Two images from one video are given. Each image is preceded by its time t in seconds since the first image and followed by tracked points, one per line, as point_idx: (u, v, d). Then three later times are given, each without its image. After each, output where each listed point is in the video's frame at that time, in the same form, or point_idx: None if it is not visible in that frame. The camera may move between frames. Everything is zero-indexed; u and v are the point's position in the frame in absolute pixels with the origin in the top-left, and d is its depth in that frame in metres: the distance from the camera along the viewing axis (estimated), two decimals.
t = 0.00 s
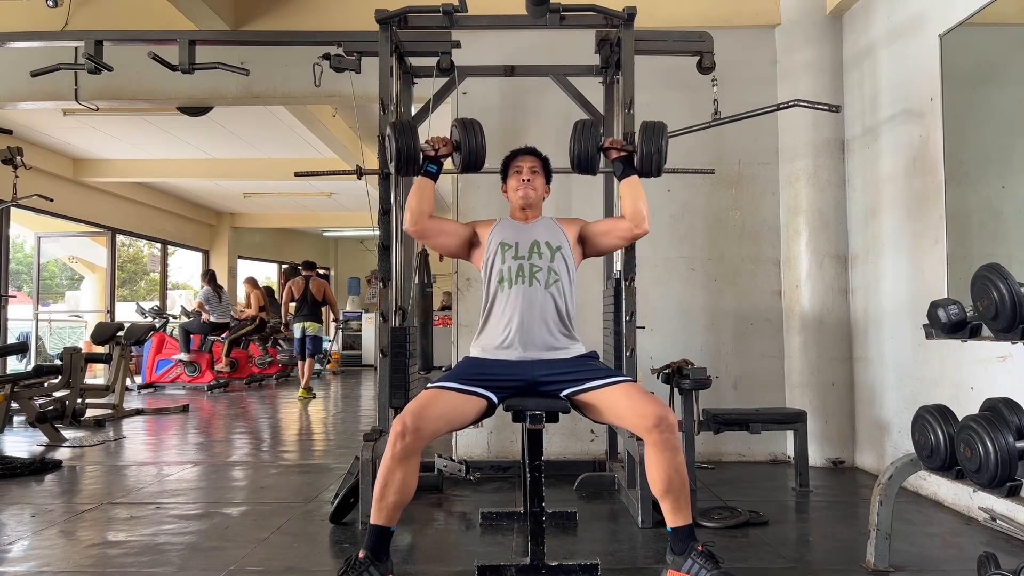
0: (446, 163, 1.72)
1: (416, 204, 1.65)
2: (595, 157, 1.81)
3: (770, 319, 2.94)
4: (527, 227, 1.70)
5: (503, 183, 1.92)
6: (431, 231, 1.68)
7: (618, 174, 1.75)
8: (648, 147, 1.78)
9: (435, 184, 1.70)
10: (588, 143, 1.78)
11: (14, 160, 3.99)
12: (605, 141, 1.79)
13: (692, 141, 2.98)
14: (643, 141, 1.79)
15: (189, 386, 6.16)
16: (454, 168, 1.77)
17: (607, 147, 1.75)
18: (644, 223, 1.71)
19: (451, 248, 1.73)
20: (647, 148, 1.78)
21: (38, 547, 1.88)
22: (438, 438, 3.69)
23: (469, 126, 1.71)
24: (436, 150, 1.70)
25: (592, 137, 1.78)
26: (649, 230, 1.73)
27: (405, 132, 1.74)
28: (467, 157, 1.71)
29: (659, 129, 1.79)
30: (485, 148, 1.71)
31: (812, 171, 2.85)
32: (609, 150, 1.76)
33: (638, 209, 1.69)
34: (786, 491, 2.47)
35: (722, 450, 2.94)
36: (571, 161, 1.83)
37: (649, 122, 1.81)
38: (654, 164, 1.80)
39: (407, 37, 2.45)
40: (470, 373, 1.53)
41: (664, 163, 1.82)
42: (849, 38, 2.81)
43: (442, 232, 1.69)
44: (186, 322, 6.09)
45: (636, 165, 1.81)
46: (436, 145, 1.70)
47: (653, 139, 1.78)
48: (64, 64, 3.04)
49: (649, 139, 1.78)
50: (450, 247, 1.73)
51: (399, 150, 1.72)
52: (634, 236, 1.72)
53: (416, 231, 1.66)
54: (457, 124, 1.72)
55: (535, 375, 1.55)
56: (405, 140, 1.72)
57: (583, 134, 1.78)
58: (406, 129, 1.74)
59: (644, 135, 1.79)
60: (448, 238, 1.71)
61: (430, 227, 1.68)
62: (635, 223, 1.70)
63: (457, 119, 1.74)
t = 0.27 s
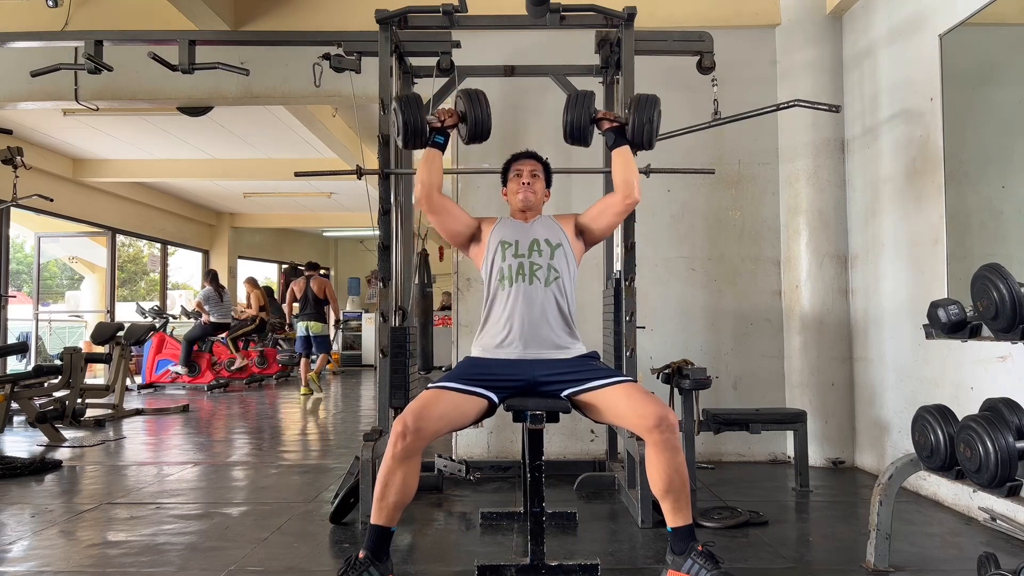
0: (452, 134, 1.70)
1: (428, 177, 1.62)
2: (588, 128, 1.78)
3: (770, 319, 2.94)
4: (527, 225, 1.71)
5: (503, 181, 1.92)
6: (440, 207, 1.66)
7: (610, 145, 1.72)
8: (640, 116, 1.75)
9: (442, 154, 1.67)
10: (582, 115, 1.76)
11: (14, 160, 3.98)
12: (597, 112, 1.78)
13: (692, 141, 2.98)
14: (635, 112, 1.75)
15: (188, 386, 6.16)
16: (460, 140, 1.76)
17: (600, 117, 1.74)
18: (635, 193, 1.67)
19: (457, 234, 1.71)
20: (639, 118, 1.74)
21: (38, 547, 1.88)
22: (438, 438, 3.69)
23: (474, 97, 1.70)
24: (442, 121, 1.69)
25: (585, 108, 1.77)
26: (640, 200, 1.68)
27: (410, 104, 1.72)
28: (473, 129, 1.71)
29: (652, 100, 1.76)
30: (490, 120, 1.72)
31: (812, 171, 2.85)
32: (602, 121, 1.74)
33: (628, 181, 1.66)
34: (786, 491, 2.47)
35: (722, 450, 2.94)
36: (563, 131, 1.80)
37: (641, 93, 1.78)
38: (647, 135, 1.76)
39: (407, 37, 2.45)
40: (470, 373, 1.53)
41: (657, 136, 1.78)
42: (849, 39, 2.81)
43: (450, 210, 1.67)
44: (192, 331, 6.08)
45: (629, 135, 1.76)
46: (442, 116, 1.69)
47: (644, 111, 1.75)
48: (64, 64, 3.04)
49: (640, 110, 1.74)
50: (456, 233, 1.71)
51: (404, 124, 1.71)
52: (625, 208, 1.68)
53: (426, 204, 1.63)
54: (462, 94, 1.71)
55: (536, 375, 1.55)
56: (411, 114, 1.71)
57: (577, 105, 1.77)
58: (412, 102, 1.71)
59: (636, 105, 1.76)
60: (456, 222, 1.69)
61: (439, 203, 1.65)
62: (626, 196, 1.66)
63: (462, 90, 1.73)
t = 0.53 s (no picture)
0: (463, 110, 1.70)
1: (447, 154, 1.62)
2: (579, 104, 1.78)
3: (770, 319, 2.94)
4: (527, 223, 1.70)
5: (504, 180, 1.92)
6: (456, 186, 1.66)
7: (600, 121, 1.73)
8: (631, 96, 1.75)
9: (456, 130, 1.67)
10: (574, 89, 1.75)
11: (14, 160, 3.98)
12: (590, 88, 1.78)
13: (692, 141, 2.98)
14: (627, 92, 1.75)
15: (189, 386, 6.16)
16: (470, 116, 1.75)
17: (592, 92, 1.75)
18: (620, 169, 1.67)
19: (464, 222, 1.70)
20: (630, 97, 1.74)
21: (38, 547, 1.88)
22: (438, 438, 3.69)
23: (484, 72, 1.69)
24: (452, 98, 1.70)
25: (578, 84, 1.75)
26: (624, 176, 1.69)
27: (420, 83, 1.67)
28: (484, 105, 1.69)
29: (645, 80, 1.75)
30: (500, 95, 1.70)
31: (812, 171, 2.85)
32: (594, 96, 1.75)
33: (613, 158, 1.67)
34: (786, 491, 2.47)
35: (722, 450, 2.94)
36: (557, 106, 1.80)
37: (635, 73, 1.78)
38: (638, 115, 1.76)
39: (407, 37, 2.45)
40: (470, 373, 1.53)
41: (649, 114, 1.78)
42: (849, 39, 2.81)
43: (462, 193, 1.67)
44: (195, 334, 6.15)
45: (619, 114, 1.77)
46: (452, 93, 1.69)
47: (636, 90, 1.74)
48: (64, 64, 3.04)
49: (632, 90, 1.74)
50: (464, 222, 1.70)
51: (416, 102, 1.66)
52: (611, 183, 1.68)
53: (443, 180, 1.63)
54: (471, 69, 1.70)
55: (536, 374, 1.55)
56: (423, 94, 1.66)
57: (568, 79, 1.76)
58: (422, 81, 1.67)
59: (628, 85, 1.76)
60: (465, 209, 1.69)
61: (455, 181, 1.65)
62: (609, 174, 1.66)
63: (470, 65, 1.72)
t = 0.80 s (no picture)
0: (473, 99, 1.71)
1: (462, 143, 1.63)
2: (572, 91, 1.76)
3: (770, 319, 2.94)
4: (529, 223, 1.70)
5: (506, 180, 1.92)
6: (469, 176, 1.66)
7: (593, 110, 1.77)
8: (623, 86, 1.70)
9: (468, 119, 1.68)
10: (567, 76, 1.73)
11: (14, 160, 3.97)
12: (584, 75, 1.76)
13: (692, 142, 2.98)
14: (620, 80, 1.71)
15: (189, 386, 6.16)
16: (480, 104, 1.77)
17: (586, 80, 1.75)
18: (607, 159, 1.69)
19: (470, 214, 1.69)
20: (622, 86, 1.70)
21: (38, 547, 1.88)
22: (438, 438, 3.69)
23: (495, 62, 1.69)
24: (463, 86, 1.70)
25: (572, 71, 1.73)
26: (611, 165, 1.70)
27: (434, 72, 1.64)
28: (496, 93, 1.70)
29: (638, 69, 1.70)
30: (510, 85, 1.71)
31: (812, 171, 2.85)
32: (588, 84, 1.76)
33: (601, 147, 1.68)
34: (786, 491, 2.47)
35: (722, 450, 2.94)
36: (550, 94, 1.78)
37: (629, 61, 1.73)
38: (630, 104, 1.71)
39: (407, 37, 2.45)
40: (471, 373, 1.53)
41: (641, 104, 1.73)
42: (849, 39, 2.81)
43: (473, 185, 1.67)
44: (193, 330, 6.14)
45: (612, 104, 1.73)
46: (463, 81, 1.69)
47: (628, 79, 1.70)
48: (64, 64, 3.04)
49: (624, 80, 1.70)
50: (470, 214, 1.69)
51: (429, 90, 1.63)
52: (598, 173, 1.70)
53: (457, 170, 1.64)
54: (482, 58, 1.69)
55: (536, 375, 1.55)
56: (436, 82, 1.63)
57: (562, 66, 1.73)
58: (434, 70, 1.63)
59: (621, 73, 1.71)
60: (474, 203, 1.68)
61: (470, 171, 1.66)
62: (597, 166, 1.68)
63: (481, 53, 1.71)
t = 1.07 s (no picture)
0: (465, 118, 1.68)
1: (443, 162, 1.61)
2: (582, 109, 1.75)
3: (770, 319, 2.94)
4: (528, 227, 1.70)
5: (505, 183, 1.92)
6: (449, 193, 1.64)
7: (604, 127, 1.73)
8: (634, 100, 1.70)
9: (456, 138, 1.66)
10: (576, 95, 1.72)
11: (14, 160, 3.97)
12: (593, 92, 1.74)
13: (692, 142, 2.98)
14: (630, 95, 1.70)
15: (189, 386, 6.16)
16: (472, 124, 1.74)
17: (595, 98, 1.72)
18: (626, 176, 1.65)
19: (458, 225, 1.70)
20: (633, 101, 1.69)
21: (38, 547, 1.88)
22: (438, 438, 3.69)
23: (487, 83, 1.68)
24: (455, 105, 1.67)
25: (580, 87, 1.72)
26: (631, 183, 1.67)
27: (425, 88, 1.65)
28: (487, 114, 1.68)
29: (647, 83, 1.70)
30: (503, 106, 1.69)
31: (812, 171, 2.85)
32: (596, 102, 1.72)
33: (620, 164, 1.65)
34: (786, 491, 2.47)
35: (722, 450, 2.94)
36: (560, 112, 1.77)
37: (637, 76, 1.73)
38: (641, 119, 1.71)
39: (407, 37, 2.45)
40: (470, 374, 1.53)
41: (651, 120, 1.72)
42: (849, 39, 2.81)
43: (457, 199, 1.66)
44: (193, 330, 6.15)
45: (622, 120, 1.72)
46: (456, 100, 1.66)
47: (639, 95, 1.69)
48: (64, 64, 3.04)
49: (635, 94, 1.69)
50: (459, 226, 1.70)
51: (419, 107, 1.64)
52: (617, 192, 1.67)
53: (437, 191, 1.63)
54: (476, 79, 1.69)
55: (536, 375, 1.55)
56: (426, 98, 1.64)
57: (571, 85, 1.72)
58: (426, 86, 1.65)
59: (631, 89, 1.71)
60: (462, 215, 1.68)
61: (450, 189, 1.64)
62: (615, 181, 1.65)
63: (476, 74, 1.71)
